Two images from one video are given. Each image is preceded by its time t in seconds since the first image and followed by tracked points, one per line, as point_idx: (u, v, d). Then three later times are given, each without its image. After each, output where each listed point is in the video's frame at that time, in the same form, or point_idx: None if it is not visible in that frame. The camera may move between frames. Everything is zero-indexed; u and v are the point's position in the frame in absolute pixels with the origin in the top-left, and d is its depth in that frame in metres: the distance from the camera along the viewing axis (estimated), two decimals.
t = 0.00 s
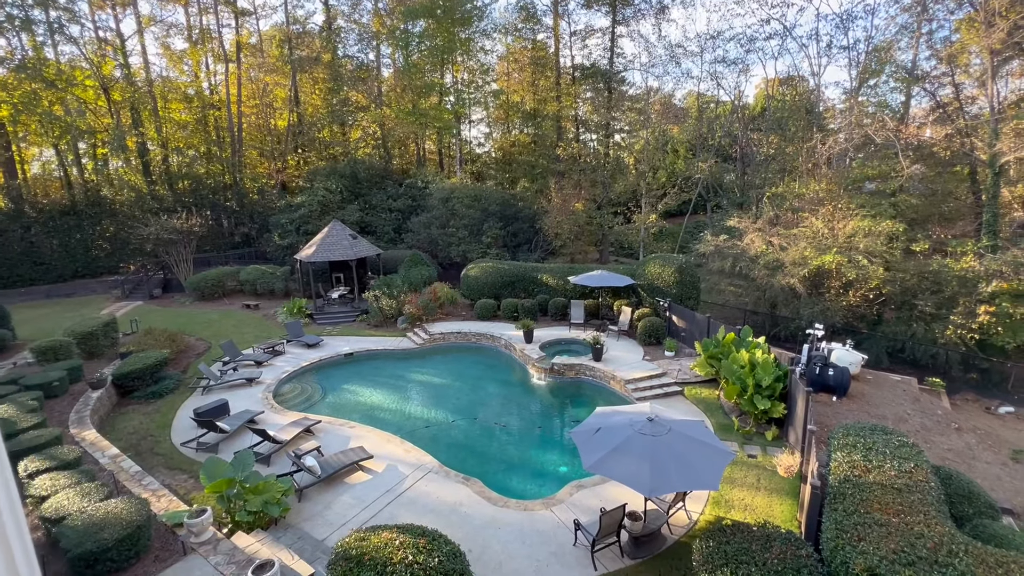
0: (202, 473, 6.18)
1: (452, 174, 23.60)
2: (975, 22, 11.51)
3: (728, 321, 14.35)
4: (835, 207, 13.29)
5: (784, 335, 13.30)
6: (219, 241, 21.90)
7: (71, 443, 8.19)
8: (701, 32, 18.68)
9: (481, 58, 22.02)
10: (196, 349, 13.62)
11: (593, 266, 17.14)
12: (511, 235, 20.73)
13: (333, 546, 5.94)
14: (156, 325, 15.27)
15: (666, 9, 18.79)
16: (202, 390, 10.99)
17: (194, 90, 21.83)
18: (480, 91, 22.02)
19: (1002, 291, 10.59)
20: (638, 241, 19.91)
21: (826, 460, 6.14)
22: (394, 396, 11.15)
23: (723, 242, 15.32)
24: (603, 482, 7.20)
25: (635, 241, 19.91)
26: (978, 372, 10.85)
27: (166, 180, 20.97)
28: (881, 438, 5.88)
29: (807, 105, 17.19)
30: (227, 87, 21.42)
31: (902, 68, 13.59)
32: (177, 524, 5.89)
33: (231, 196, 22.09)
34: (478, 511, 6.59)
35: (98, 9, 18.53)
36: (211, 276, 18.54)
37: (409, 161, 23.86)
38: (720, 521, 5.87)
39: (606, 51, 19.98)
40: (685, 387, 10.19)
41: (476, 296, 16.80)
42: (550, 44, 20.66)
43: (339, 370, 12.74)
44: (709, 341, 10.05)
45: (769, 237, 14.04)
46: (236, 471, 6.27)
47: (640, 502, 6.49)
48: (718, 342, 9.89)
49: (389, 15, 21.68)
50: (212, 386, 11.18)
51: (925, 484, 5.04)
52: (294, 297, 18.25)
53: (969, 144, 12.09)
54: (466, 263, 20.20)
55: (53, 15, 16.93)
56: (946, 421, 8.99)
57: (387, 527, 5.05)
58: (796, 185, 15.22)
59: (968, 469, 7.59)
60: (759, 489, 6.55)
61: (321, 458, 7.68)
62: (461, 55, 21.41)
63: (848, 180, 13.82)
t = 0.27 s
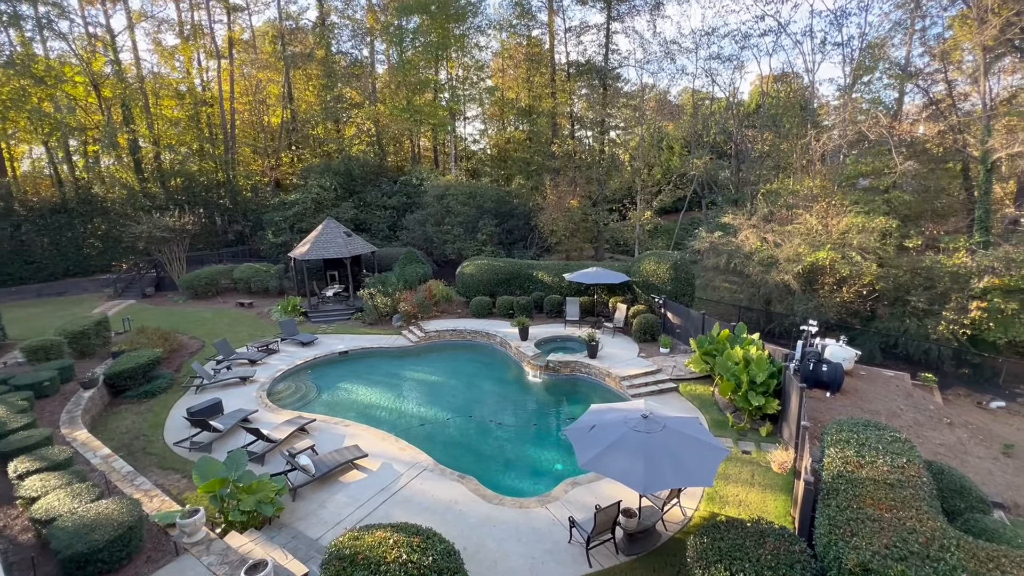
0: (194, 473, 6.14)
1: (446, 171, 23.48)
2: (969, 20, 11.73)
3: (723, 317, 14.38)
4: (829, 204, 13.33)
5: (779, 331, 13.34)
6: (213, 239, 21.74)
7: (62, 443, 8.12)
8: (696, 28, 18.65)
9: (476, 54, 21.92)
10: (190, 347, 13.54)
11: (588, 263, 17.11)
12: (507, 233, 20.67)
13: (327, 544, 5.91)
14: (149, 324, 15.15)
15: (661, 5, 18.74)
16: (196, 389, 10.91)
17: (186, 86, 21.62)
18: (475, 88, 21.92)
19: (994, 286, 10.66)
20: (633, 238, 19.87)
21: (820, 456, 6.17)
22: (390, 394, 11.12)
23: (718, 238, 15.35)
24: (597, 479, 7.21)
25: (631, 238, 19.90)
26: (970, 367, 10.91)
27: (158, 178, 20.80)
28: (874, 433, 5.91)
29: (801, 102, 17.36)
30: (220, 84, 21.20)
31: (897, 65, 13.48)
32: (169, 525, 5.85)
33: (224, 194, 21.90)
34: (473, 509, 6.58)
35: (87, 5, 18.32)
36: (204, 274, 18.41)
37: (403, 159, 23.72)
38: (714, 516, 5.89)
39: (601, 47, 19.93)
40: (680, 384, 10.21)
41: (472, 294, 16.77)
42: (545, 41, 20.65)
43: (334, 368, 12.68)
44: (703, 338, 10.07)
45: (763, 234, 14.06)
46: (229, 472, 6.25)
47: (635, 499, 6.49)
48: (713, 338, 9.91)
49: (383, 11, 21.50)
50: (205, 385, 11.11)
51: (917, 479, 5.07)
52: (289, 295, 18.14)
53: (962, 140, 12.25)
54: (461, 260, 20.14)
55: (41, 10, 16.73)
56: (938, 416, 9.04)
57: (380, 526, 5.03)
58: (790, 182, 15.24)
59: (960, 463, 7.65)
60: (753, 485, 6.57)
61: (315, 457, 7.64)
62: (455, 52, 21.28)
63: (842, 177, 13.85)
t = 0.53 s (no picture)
0: (185, 474, 6.06)
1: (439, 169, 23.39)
2: (957, 16, 11.77)
3: (716, 314, 14.44)
4: (820, 201, 13.42)
5: (771, 328, 13.43)
6: (204, 238, 21.56)
7: (51, 445, 8.02)
8: (688, 25, 18.67)
9: (469, 51, 21.82)
10: (181, 347, 13.42)
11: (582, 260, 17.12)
12: (500, 230, 20.63)
13: (320, 545, 5.88)
14: (139, 323, 15.01)
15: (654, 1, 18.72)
16: (187, 389, 10.81)
17: (176, 83, 21.40)
18: (468, 85, 21.82)
19: (982, 282, 10.77)
20: (627, 235, 19.89)
21: (811, 451, 6.21)
22: (384, 393, 11.08)
23: (711, 235, 15.40)
24: (591, 476, 7.23)
25: (624, 235, 19.91)
26: (959, 362, 11.02)
27: (147, 176, 20.60)
28: (864, 429, 5.96)
29: (793, 99, 17.38)
30: (210, 81, 20.98)
31: (886, 62, 13.69)
32: (159, 526, 5.80)
33: (215, 192, 21.65)
34: (467, 508, 6.57)
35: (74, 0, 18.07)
36: (196, 273, 18.24)
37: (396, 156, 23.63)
38: (707, 512, 5.92)
39: (593, 44, 19.89)
40: (673, 380, 10.26)
41: (465, 292, 16.73)
42: (538, 38, 20.64)
43: (327, 367, 12.61)
44: (696, 335, 10.10)
45: (756, 231, 14.12)
46: (218, 472, 6.19)
47: (628, 496, 6.51)
48: (706, 335, 9.94)
49: (374, 7, 21.33)
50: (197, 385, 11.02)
51: (907, 473, 5.11)
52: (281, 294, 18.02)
53: (951, 137, 12.40)
54: (455, 258, 20.07)
55: (26, 7, 16.80)
56: (928, 411, 9.13)
57: (373, 526, 5.01)
58: (783, 178, 15.33)
59: (949, 457, 7.73)
60: (745, 481, 6.61)
61: (308, 457, 7.59)
62: (448, 49, 21.16)
63: (833, 174, 13.94)
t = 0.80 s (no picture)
0: (174, 477, 5.97)
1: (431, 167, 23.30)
2: (942, 15, 11.98)
3: (707, 312, 14.54)
4: (809, 198, 13.55)
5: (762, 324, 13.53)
6: (193, 238, 21.32)
7: (35, 449, 7.89)
8: (678, 24, 18.74)
9: (459, 49, 21.73)
10: (169, 349, 13.25)
11: (574, 259, 17.15)
12: (492, 229, 20.61)
13: (311, 546, 5.84)
14: (127, 325, 14.81)
15: None
16: (176, 391, 10.69)
17: (163, 81, 21.12)
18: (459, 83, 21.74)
19: (967, 278, 10.94)
20: (619, 233, 19.93)
21: (801, 447, 6.27)
22: (376, 392, 11.03)
23: (702, 233, 15.49)
24: (584, 474, 7.25)
25: (616, 234, 19.95)
26: (945, 357, 11.18)
27: (134, 175, 20.33)
28: (853, 424, 6.02)
29: (782, 98, 17.59)
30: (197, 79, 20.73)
31: (873, 60, 13.81)
32: (147, 531, 5.72)
33: (204, 191, 21.40)
34: (459, 507, 6.55)
35: None
36: (184, 274, 18.02)
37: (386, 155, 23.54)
38: (698, 509, 5.95)
39: (584, 42, 19.90)
40: (665, 377, 10.31)
41: (457, 291, 16.70)
42: (529, 36, 20.63)
43: (318, 368, 12.52)
44: (687, 332, 10.16)
45: (746, 228, 14.22)
46: (209, 474, 6.12)
47: (620, 493, 6.54)
48: (696, 333, 10.00)
49: (364, 5, 21.18)
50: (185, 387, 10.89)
51: (895, 468, 5.18)
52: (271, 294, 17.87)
53: (937, 135, 12.54)
54: (446, 257, 20.01)
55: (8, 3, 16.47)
56: (915, 405, 9.25)
57: (365, 527, 4.98)
58: (772, 176, 15.47)
59: (936, 451, 7.84)
60: (736, 476, 6.66)
61: (299, 458, 7.53)
62: (438, 47, 21.09)
63: (822, 172, 14.09)
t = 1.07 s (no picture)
0: (158, 482, 5.89)
1: (419, 167, 23.19)
2: (922, 16, 12.24)
3: (695, 309, 14.67)
4: (794, 197, 13.74)
5: (749, 321, 13.67)
6: (177, 239, 20.97)
7: (14, 456, 7.72)
8: (665, 23, 18.84)
9: (447, 48, 21.62)
10: (153, 352, 13.05)
11: (563, 257, 17.19)
12: (481, 229, 20.57)
13: (300, 550, 5.77)
14: (109, 328, 14.55)
15: None
16: (160, 395, 10.53)
17: (144, 80, 20.77)
18: (447, 81, 21.64)
19: (948, 274, 11.16)
20: (607, 232, 19.98)
21: (787, 442, 6.35)
22: (365, 393, 10.96)
23: (689, 232, 15.61)
24: (574, 472, 7.27)
25: (604, 232, 19.99)
26: (927, 352, 11.40)
27: (116, 175, 19.98)
28: (838, 418, 6.11)
29: (768, 97, 17.79)
30: (180, 77, 20.38)
31: (856, 60, 13.90)
32: (131, 537, 5.63)
33: (188, 192, 21.09)
34: (450, 508, 6.54)
35: None
36: (169, 275, 17.75)
37: (374, 154, 23.45)
38: (687, 505, 6.00)
39: (572, 42, 19.92)
40: (654, 375, 10.38)
41: (447, 290, 16.66)
42: (517, 35, 20.62)
43: (306, 369, 12.41)
44: (675, 330, 10.22)
45: (732, 226, 14.35)
46: (195, 480, 6.04)
47: (610, 491, 6.57)
48: (684, 330, 10.07)
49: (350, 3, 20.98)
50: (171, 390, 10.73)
51: (878, 461, 5.26)
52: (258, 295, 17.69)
53: (916, 134, 12.64)
54: (435, 256, 19.93)
55: None
56: (897, 399, 9.43)
57: (354, 529, 4.95)
58: (758, 175, 15.73)
59: (918, 444, 7.99)
60: (724, 472, 6.73)
61: (286, 461, 7.46)
62: (426, 46, 20.97)
63: (806, 170, 14.29)
